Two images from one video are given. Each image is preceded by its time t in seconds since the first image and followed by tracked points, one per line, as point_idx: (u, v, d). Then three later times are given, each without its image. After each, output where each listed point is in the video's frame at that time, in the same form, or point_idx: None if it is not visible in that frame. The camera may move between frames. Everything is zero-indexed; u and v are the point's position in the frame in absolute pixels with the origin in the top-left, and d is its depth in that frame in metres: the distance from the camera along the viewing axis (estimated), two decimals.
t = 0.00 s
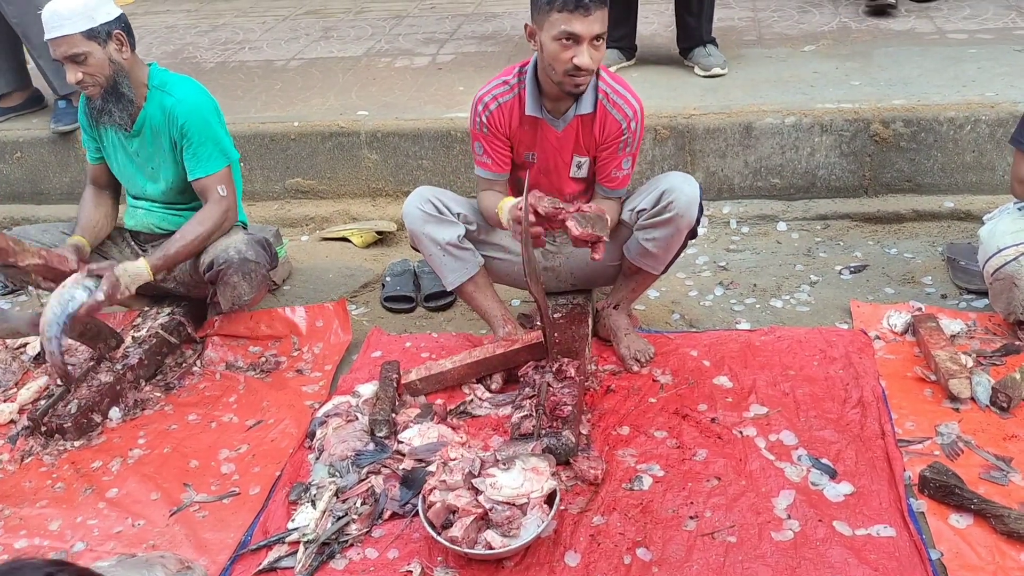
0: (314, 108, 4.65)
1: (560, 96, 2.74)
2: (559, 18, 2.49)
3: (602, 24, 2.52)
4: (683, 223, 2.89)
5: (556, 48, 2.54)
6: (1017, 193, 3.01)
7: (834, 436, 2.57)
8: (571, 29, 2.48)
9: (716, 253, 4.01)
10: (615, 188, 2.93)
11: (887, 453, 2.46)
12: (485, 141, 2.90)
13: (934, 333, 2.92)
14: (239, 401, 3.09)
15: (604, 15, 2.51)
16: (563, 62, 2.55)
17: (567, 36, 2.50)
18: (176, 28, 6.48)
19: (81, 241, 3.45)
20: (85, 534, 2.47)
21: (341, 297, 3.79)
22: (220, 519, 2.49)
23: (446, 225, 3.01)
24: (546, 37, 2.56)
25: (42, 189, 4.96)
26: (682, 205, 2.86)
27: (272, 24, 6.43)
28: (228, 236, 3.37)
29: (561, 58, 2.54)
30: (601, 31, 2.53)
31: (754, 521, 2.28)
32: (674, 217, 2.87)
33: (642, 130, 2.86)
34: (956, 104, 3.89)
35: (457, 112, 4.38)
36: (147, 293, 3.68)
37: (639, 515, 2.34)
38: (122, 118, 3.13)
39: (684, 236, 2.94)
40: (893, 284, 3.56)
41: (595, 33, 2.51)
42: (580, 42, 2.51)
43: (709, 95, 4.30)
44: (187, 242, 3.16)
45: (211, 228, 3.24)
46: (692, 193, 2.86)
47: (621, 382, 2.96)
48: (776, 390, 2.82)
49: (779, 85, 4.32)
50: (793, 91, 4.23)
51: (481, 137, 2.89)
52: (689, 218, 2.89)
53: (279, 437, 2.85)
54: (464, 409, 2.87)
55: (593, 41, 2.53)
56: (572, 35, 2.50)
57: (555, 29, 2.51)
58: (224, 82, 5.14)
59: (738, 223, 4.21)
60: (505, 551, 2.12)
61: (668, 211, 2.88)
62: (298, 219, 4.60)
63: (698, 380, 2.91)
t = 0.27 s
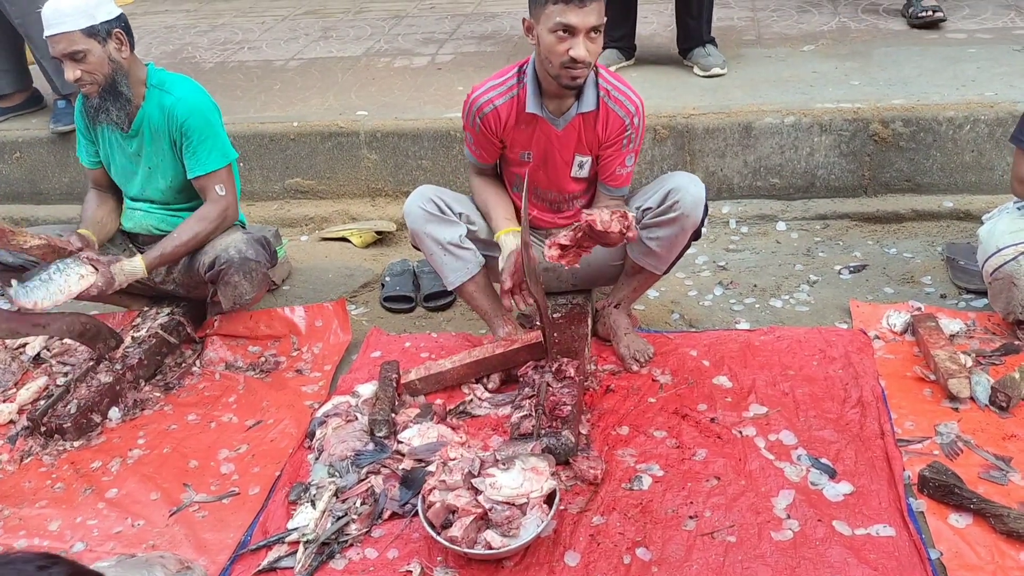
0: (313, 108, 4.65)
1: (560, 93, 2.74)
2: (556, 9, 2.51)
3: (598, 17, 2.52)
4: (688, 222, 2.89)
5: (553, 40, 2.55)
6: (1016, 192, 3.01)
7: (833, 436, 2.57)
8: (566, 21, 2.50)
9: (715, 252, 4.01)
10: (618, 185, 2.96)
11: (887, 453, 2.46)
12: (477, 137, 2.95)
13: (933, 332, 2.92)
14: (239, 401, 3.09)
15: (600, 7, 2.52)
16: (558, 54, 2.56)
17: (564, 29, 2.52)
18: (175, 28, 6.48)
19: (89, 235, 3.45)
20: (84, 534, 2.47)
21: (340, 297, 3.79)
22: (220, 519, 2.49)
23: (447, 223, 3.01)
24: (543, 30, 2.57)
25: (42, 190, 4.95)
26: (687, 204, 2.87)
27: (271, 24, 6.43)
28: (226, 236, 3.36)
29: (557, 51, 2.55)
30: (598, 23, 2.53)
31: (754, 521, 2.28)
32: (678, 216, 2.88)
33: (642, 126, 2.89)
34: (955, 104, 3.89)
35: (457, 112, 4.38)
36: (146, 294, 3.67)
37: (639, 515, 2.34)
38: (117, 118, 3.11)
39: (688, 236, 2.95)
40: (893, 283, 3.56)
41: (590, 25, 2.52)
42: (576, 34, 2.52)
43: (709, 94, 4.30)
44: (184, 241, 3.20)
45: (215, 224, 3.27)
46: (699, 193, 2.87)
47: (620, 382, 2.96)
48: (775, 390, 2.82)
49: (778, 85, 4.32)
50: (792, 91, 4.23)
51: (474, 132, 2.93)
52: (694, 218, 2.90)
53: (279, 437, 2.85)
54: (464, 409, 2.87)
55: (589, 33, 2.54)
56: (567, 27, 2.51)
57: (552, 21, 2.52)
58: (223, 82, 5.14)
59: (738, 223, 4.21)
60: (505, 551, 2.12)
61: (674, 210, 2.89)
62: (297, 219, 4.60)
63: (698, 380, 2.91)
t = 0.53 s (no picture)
0: (312, 108, 4.64)
1: (559, 85, 2.73)
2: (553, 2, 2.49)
3: (594, 11, 2.51)
4: (691, 220, 2.90)
5: (549, 32, 2.55)
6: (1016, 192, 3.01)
7: (832, 435, 2.57)
8: (562, 14, 2.49)
9: (714, 252, 4.01)
10: (622, 177, 2.87)
11: (886, 453, 2.45)
12: (486, 140, 2.89)
13: (933, 332, 2.92)
14: (238, 400, 3.08)
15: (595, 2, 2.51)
16: (554, 47, 2.56)
17: (559, 21, 2.51)
18: (174, 28, 6.47)
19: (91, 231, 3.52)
20: (82, 534, 2.46)
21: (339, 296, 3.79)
22: (218, 518, 2.49)
23: (442, 225, 3.01)
24: (540, 24, 2.57)
25: (40, 189, 4.95)
26: (690, 202, 2.87)
27: (270, 23, 6.42)
28: (248, 230, 3.38)
29: (552, 43, 2.55)
30: (593, 16, 2.52)
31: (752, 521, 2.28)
32: (681, 215, 2.88)
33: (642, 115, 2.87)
34: (955, 104, 3.89)
35: (455, 111, 4.38)
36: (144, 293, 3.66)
37: (638, 515, 2.34)
38: (115, 125, 3.18)
39: (691, 234, 2.95)
40: (892, 283, 3.56)
41: (586, 19, 2.51)
42: (570, 27, 2.52)
43: (708, 94, 4.30)
44: (199, 235, 3.20)
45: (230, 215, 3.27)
46: (701, 191, 2.87)
47: (619, 381, 2.95)
48: (774, 389, 2.82)
49: (777, 84, 4.32)
50: (791, 90, 4.23)
51: (483, 136, 2.88)
52: (696, 216, 2.90)
53: (277, 437, 2.85)
54: (463, 408, 2.86)
55: (585, 27, 2.54)
56: (563, 20, 2.51)
57: (547, 14, 2.53)
58: (222, 82, 5.13)
59: (737, 222, 4.21)
60: (504, 551, 2.12)
61: (676, 208, 2.89)
62: (296, 218, 4.59)
63: (697, 379, 2.91)
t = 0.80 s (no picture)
0: (310, 107, 4.64)
1: (556, 85, 2.74)
2: (547, 6, 2.49)
3: (588, 19, 2.50)
4: (688, 220, 2.89)
5: (543, 34, 2.56)
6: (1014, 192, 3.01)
7: (831, 435, 2.57)
8: (554, 20, 2.49)
9: (713, 252, 4.01)
10: (624, 177, 2.83)
11: (884, 452, 2.46)
12: (480, 135, 2.95)
13: (931, 332, 2.92)
14: (236, 401, 3.08)
15: (592, 10, 2.49)
16: (546, 50, 2.57)
17: (551, 27, 2.52)
18: (173, 28, 6.46)
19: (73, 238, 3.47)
20: (81, 534, 2.46)
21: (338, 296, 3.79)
22: (217, 519, 2.48)
23: (442, 223, 3.00)
24: (535, 27, 2.58)
25: (39, 189, 4.94)
26: (687, 202, 2.87)
27: (269, 23, 6.42)
28: (232, 234, 3.36)
29: (544, 46, 2.56)
30: (588, 24, 2.51)
31: (751, 521, 2.28)
32: (678, 214, 2.88)
33: (642, 116, 2.85)
34: (953, 103, 3.89)
35: (454, 111, 4.38)
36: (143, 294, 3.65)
37: (637, 515, 2.34)
38: (111, 126, 3.15)
39: (688, 235, 2.94)
40: (890, 282, 3.56)
41: (579, 26, 2.50)
42: (562, 33, 2.52)
43: (707, 93, 4.30)
44: (186, 242, 3.19)
45: (218, 221, 3.26)
46: (698, 191, 2.87)
47: (618, 381, 2.95)
48: (773, 389, 2.81)
49: (776, 84, 4.32)
50: (790, 90, 4.23)
51: (475, 130, 2.95)
52: (694, 216, 2.89)
53: (276, 437, 2.84)
54: (462, 408, 2.86)
55: (578, 34, 2.53)
56: (554, 26, 2.51)
57: (542, 18, 2.53)
58: (221, 81, 5.12)
59: (736, 222, 4.21)
60: (502, 551, 2.12)
61: (674, 208, 2.89)
62: (294, 218, 4.59)
63: (696, 379, 2.91)
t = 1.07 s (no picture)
0: (307, 108, 4.63)
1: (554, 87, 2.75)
2: (546, 12, 2.47)
3: (586, 28, 2.48)
4: (681, 223, 2.89)
5: (541, 39, 2.54)
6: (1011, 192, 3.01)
7: (828, 437, 2.57)
8: (551, 27, 2.47)
9: (710, 253, 4.01)
10: (623, 181, 2.76)
11: (882, 454, 2.45)
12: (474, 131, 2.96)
13: (928, 333, 2.92)
14: (233, 402, 3.07)
15: (592, 19, 2.47)
16: (544, 56, 2.56)
17: (549, 33, 2.50)
18: (170, 28, 6.45)
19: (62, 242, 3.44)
20: (77, 535, 2.45)
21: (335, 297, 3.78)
22: (213, 520, 2.47)
23: (435, 226, 3.01)
24: (533, 31, 2.56)
25: (35, 190, 4.93)
26: (680, 205, 2.87)
27: (266, 24, 6.41)
28: (218, 239, 3.33)
29: (542, 52, 2.56)
30: (586, 32, 2.49)
31: (748, 522, 2.27)
32: (671, 217, 2.88)
33: (640, 121, 2.80)
34: (950, 105, 3.89)
35: (452, 112, 4.37)
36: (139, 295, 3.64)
37: (634, 516, 2.34)
38: (111, 126, 3.13)
39: (682, 236, 2.95)
40: (888, 283, 3.56)
41: (577, 34, 2.49)
42: (559, 40, 2.51)
43: (704, 95, 4.30)
44: (180, 249, 3.19)
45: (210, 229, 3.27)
46: (691, 194, 2.86)
47: (615, 382, 2.95)
48: (770, 390, 2.81)
49: (774, 86, 4.32)
50: (788, 91, 4.23)
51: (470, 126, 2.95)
52: (687, 218, 2.89)
53: (272, 438, 2.83)
54: (459, 410, 2.85)
55: (575, 42, 2.51)
56: (551, 33, 2.49)
57: (540, 24, 2.51)
58: (218, 82, 5.12)
59: (733, 223, 4.21)
60: (499, 553, 2.11)
61: (667, 211, 2.89)
62: (291, 219, 4.58)
63: (693, 381, 2.91)
